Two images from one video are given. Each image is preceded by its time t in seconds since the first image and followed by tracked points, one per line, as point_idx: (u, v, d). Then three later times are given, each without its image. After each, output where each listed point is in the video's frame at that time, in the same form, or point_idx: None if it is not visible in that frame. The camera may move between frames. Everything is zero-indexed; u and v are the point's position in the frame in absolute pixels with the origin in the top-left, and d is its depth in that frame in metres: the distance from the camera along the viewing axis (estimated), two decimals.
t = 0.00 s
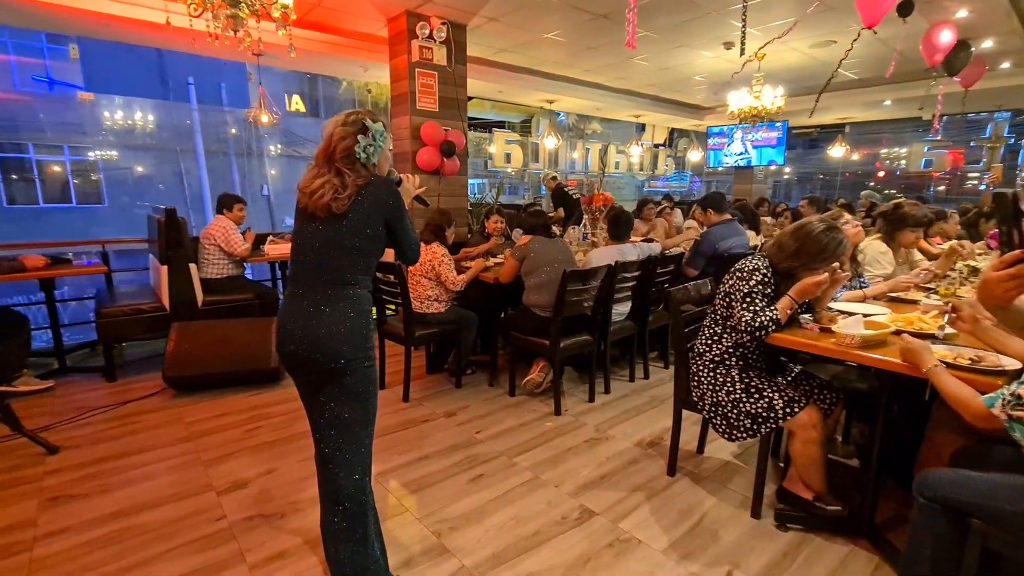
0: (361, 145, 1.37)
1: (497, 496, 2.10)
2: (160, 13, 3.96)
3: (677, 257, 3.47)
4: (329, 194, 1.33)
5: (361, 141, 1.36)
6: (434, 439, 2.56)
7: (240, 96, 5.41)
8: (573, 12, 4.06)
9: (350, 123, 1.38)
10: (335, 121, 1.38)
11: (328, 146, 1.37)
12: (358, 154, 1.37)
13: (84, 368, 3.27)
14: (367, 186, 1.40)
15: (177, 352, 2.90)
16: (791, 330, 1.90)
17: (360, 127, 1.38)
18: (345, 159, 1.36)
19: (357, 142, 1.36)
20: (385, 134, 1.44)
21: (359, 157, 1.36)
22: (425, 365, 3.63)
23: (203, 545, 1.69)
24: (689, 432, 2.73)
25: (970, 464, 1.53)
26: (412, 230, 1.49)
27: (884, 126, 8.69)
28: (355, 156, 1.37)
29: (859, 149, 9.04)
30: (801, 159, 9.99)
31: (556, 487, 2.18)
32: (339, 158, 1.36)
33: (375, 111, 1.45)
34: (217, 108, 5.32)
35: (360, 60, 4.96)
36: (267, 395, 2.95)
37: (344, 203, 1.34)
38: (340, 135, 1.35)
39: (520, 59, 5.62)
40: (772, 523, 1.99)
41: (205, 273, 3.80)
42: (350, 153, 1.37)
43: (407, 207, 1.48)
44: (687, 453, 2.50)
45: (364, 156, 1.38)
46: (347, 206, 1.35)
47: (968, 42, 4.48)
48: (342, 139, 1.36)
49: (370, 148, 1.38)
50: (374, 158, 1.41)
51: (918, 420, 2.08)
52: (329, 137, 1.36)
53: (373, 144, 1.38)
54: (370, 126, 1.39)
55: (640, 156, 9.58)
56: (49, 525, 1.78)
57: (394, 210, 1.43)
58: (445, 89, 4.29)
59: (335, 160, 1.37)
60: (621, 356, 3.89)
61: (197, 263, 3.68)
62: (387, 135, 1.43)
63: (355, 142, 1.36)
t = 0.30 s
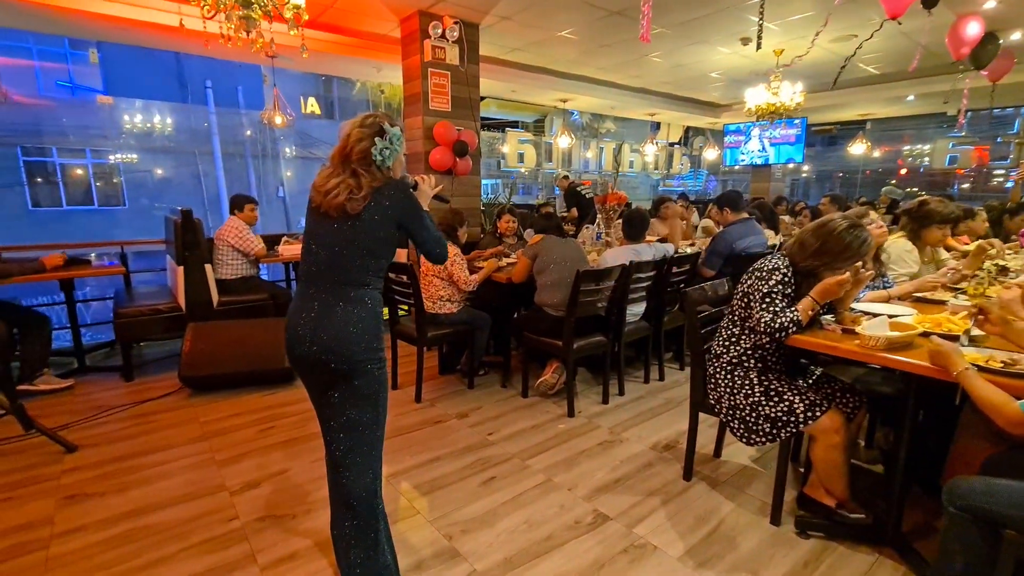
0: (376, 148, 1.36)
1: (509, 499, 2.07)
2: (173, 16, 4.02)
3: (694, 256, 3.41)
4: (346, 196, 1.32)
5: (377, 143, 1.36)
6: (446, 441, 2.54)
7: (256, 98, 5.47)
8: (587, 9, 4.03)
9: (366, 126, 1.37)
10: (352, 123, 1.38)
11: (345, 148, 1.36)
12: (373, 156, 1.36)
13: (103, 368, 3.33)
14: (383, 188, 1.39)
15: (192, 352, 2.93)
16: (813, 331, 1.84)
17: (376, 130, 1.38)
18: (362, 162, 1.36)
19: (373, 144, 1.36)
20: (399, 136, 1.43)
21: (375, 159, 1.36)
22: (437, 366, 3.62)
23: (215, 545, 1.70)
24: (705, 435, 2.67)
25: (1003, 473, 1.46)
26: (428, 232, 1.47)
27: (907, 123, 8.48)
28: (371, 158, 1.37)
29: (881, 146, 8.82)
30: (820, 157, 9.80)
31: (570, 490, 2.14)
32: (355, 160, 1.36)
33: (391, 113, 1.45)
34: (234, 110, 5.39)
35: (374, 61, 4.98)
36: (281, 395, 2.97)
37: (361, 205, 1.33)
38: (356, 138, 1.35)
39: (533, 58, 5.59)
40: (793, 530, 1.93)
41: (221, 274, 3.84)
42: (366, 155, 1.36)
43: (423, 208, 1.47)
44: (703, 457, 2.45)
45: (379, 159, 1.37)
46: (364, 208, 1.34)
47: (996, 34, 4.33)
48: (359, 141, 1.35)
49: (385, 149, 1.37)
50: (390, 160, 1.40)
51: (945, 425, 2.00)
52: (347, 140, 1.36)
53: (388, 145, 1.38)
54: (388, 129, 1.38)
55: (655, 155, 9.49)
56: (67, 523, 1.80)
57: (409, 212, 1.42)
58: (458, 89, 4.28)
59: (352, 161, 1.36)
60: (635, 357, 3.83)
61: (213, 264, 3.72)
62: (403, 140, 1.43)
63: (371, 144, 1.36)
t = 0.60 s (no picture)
0: (385, 145, 1.33)
1: (521, 499, 2.04)
2: (187, 16, 4.05)
3: (710, 254, 3.34)
4: (356, 195, 1.30)
5: (386, 140, 1.32)
6: (458, 439, 2.52)
7: (270, 97, 5.51)
8: (601, 4, 3.98)
9: (376, 123, 1.34)
10: (360, 121, 1.35)
11: (354, 146, 1.34)
12: (383, 154, 1.33)
13: (121, 364, 3.37)
14: (394, 186, 1.36)
15: (207, 349, 2.95)
16: (836, 331, 1.78)
17: (384, 126, 1.34)
18: (372, 160, 1.33)
19: (382, 142, 1.32)
20: (409, 131, 1.39)
21: (385, 157, 1.32)
22: (449, 364, 3.60)
23: (226, 542, 1.69)
24: (722, 436, 2.61)
25: None
26: (441, 228, 1.44)
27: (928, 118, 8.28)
28: (381, 156, 1.33)
29: (901, 142, 8.61)
30: (837, 153, 9.62)
31: (583, 491, 2.11)
32: (366, 159, 1.33)
33: (400, 109, 1.42)
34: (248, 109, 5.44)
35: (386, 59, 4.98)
36: (294, 393, 2.97)
37: (372, 203, 1.31)
38: (365, 135, 1.32)
39: (546, 54, 5.56)
40: (813, 534, 1.87)
41: (235, 271, 3.88)
42: (376, 154, 1.33)
43: (435, 205, 1.44)
44: (720, 458, 2.40)
45: (389, 156, 1.34)
46: (375, 207, 1.32)
47: None
48: (367, 139, 1.32)
49: (395, 146, 1.33)
50: (400, 157, 1.36)
51: (975, 428, 1.93)
52: (356, 138, 1.33)
53: (398, 141, 1.34)
54: (394, 124, 1.35)
55: (669, 152, 9.38)
56: (83, 518, 1.82)
57: (422, 209, 1.39)
58: (470, 85, 4.26)
59: (362, 160, 1.33)
60: (649, 356, 3.78)
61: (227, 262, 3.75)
62: (411, 133, 1.39)
63: (380, 141, 1.33)
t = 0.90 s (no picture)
0: (398, 136, 1.28)
1: (538, 500, 2.01)
2: (203, 15, 4.08)
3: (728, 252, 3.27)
4: (371, 191, 1.28)
5: (398, 132, 1.28)
6: (473, 439, 2.50)
7: (283, 97, 5.54)
8: None
9: (387, 115, 1.30)
10: (371, 113, 1.31)
11: (366, 140, 1.30)
12: (396, 146, 1.28)
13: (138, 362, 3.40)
14: (408, 180, 1.34)
15: (222, 348, 2.96)
16: (864, 329, 1.72)
17: (396, 118, 1.30)
18: (385, 154, 1.29)
19: (394, 134, 1.28)
20: (420, 121, 1.35)
21: (398, 149, 1.28)
22: (462, 363, 3.58)
23: (242, 541, 1.69)
24: (742, 437, 2.55)
25: None
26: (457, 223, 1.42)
27: (950, 112, 8.08)
28: (394, 149, 1.29)
29: (922, 136, 8.40)
30: (855, 148, 9.44)
31: (601, 492, 2.07)
32: (378, 152, 1.29)
33: (411, 99, 1.38)
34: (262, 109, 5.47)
35: (398, 57, 4.97)
36: (308, 391, 2.98)
37: (386, 199, 1.29)
38: (376, 128, 1.28)
39: (559, 50, 5.50)
40: (840, 539, 1.81)
41: (250, 270, 3.90)
42: (388, 147, 1.29)
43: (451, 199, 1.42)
44: (740, 460, 2.34)
45: (403, 148, 1.29)
46: (390, 202, 1.30)
47: None
48: (378, 133, 1.28)
49: (408, 137, 1.29)
50: (413, 148, 1.31)
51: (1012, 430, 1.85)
52: (367, 131, 1.29)
53: (411, 132, 1.30)
54: (404, 115, 1.30)
55: (682, 149, 9.26)
56: (101, 515, 1.83)
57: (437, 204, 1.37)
58: (483, 82, 4.23)
59: (375, 154, 1.30)
60: (665, 355, 3.72)
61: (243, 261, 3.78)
62: (421, 122, 1.34)
63: (393, 134, 1.28)
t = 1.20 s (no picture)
0: (402, 127, 1.24)
1: (553, 502, 1.97)
2: (212, 12, 4.07)
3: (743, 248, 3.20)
4: (378, 185, 1.23)
5: (403, 122, 1.24)
6: (484, 439, 2.46)
7: (290, 95, 5.53)
8: None
9: (391, 104, 1.26)
10: (375, 104, 1.27)
11: (371, 132, 1.26)
12: (401, 138, 1.25)
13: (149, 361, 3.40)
14: (415, 172, 1.29)
15: (233, 347, 2.95)
16: (891, 326, 1.66)
17: (401, 107, 1.26)
18: (391, 146, 1.25)
19: (399, 124, 1.24)
20: (425, 109, 1.30)
21: (403, 140, 1.24)
22: (472, 361, 3.55)
23: (254, 543, 1.66)
24: (759, 437, 2.50)
25: None
26: (469, 217, 1.37)
27: (966, 104, 7.92)
28: (399, 140, 1.25)
29: (936, 130, 8.25)
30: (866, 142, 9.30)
31: (617, 494, 2.03)
32: (384, 144, 1.25)
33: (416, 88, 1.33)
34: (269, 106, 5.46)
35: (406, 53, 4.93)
36: (318, 390, 2.95)
37: (393, 192, 1.24)
38: (380, 119, 1.25)
39: (567, 45, 5.44)
40: (866, 544, 1.76)
41: (259, 268, 3.89)
42: (394, 138, 1.25)
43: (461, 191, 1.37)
44: (759, 461, 2.29)
45: (408, 139, 1.25)
46: (398, 197, 1.26)
47: None
48: (383, 124, 1.25)
49: (413, 127, 1.25)
50: (419, 138, 1.28)
51: None
52: (372, 123, 1.25)
53: (416, 123, 1.26)
54: (408, 103, 1.25)
55: (691, 144, 9.16)
56: (113, 516, 1.81)
57: (447, 197, 1.33)
58: (492, 77, 4.18)
59: (380, 147, 1.26)
60: (677, 353, 3.67)
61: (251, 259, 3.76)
62: (427, 109, 1.29)
63: (398, 124, 1.25)
